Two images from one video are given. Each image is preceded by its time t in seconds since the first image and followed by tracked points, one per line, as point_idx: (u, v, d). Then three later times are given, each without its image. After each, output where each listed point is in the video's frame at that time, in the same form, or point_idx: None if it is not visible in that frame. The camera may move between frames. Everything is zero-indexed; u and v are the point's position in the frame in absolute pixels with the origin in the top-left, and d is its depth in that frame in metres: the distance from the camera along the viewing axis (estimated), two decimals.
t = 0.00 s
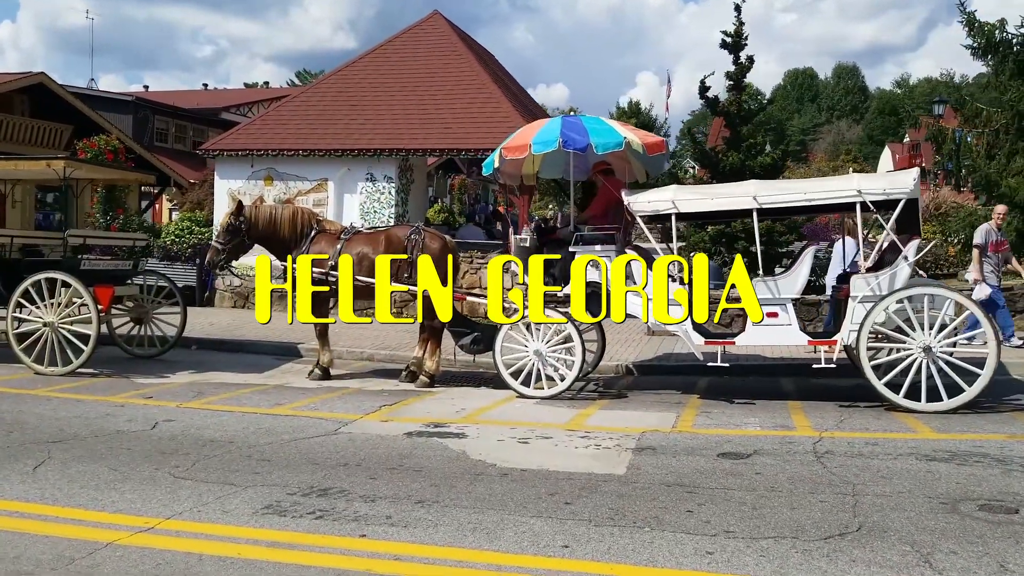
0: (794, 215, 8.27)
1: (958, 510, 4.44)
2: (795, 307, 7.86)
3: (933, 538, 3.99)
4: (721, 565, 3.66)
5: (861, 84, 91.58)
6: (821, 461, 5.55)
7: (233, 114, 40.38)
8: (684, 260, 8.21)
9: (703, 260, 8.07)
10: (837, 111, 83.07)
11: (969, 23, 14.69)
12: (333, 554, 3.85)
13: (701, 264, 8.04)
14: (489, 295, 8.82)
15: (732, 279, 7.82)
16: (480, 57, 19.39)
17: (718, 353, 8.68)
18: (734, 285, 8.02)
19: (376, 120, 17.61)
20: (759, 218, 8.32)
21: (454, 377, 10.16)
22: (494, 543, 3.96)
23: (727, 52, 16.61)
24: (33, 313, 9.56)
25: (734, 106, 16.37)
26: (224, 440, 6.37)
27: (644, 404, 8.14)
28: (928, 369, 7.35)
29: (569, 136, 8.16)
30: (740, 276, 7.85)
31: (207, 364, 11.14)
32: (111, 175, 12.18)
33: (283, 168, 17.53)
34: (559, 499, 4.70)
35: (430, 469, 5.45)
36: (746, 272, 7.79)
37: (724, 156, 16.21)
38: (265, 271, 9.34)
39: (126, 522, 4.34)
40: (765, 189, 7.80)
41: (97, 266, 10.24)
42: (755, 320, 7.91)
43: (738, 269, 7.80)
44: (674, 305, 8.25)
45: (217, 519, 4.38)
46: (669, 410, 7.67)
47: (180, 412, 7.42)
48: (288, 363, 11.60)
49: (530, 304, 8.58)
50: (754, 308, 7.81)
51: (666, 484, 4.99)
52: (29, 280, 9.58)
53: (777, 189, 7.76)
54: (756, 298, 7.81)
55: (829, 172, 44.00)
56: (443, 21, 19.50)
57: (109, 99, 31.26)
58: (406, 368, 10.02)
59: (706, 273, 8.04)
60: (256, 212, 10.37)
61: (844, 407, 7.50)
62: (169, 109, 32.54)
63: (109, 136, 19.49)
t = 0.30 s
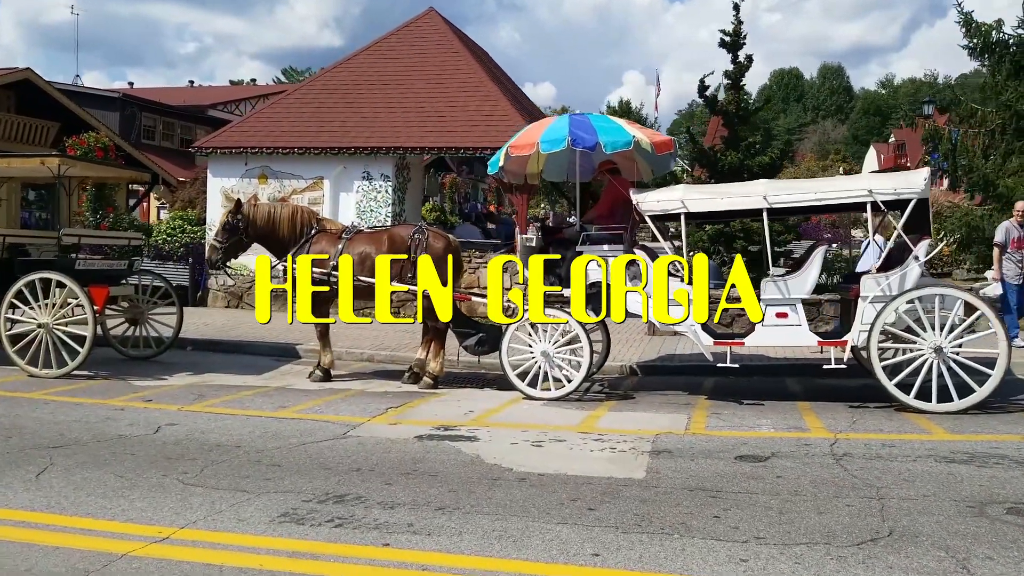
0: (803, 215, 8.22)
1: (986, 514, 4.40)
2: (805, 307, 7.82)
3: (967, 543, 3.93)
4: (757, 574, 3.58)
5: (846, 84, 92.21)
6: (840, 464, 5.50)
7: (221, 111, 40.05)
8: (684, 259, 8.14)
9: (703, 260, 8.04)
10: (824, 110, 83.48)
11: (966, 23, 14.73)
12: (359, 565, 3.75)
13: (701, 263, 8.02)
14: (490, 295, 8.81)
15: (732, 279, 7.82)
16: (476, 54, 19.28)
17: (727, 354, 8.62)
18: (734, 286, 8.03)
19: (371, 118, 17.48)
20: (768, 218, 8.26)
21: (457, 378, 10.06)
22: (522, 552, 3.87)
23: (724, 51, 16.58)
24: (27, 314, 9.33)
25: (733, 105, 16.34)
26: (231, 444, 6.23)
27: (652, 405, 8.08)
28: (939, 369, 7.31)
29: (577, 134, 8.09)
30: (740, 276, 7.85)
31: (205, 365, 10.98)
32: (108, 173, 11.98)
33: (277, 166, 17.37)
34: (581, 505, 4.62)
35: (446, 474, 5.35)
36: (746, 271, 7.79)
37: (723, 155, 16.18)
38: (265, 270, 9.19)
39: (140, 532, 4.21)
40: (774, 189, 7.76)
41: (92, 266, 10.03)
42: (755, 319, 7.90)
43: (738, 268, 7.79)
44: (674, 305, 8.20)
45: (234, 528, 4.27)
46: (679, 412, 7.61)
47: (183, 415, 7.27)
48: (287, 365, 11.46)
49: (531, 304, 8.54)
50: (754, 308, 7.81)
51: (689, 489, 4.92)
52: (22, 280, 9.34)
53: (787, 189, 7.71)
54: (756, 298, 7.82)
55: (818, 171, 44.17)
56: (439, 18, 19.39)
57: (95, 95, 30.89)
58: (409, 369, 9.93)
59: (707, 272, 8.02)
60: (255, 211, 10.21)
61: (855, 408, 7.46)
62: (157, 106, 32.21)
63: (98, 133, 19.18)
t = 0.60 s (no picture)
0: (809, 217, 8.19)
1: (1011, 520, 4.35)
2: (812, 310, 7.78)
3: (997, 551, 3.88)
4: None
5: (830, 85, 92.93)
6: (857, 469, 5.45)
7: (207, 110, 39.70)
8: (683, 259, 8.13)
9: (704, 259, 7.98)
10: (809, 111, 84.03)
11: (961, 26, 14.79)
12: None
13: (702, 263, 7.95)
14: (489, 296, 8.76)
15: (732, 279, 7.78)
16: (470, 53, 19.17)
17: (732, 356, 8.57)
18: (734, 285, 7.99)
19: (364, 117, 17.33)
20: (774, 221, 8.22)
21: (457, 381, 9.96)
22: (548, 565, 3.78)
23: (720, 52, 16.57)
24: (19, 316, 9.11)
25: (727, 106, 16.46)
26: (235, 451, 6.10)
27: (658, 408, 8.01)
28: (946, 373, 7.27)
29: (583, 135, 8.02)
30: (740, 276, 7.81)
31: (200, 368, 10.82)
32: (100, 172, 11.72)
33: (269, 166, 17.18)
34: (601, 514, 4.54)
35: (460, 482, 5.25)
36: (745, 271, 7.76)
37: (718, 156, 16.16)
38: (265, 270, 9.05)
39: (150, 544, 4.08)
40: (782, 191, 7.70)
41: (85, 267, 9.81)
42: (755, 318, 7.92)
43: (738, 268, 7.74)
44: (674, 305, 8.17)
45: (249, 540, 4.15)
46: (686, 415, 7.56)
47: (182, 420, 7.12)
48: (283, 367, 11.31)
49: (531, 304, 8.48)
50: (754, 308, 7.80)
51: (708, 496, 4.85)
52: (13, 281, 9.10)
53: (794, 191, 7.67)
54: (756, 298, 7.80)
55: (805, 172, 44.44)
56: (431, 16, 19.25)
57: (80, 93, 30.51)
58: (409, 371, 9.83)
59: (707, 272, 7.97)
60: (250, 211, 10.02)
61: (862, 412, 7.43)
62: (143, 104, 31.87)
63: (85, 131, 18.87)
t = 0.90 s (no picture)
0: (821, 217, 8.10)
1: None
2: (825, 311, 7.70)
3: None
4: None
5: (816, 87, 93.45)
6: (882, 474, 5.37)
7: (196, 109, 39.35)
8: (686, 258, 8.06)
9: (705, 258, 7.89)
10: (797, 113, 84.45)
11: (960, 26, 14.81)
12: None
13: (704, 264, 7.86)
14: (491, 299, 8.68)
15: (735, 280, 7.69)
16: (466, 52, 19.01)
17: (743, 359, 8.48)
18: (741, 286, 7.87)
19: (362, 117, 17.16)
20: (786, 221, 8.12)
21: (462, 384, 9.83)
22: None
23: (718, 51, 16.52)
24: (16, 319, 8.91)
25: (727, 105, 16.24)
26: (245, 457, 5.96)
27: (670, 411, 7.91)
28: (962, 374, 7.22)
29: (593, 135, 7.90)
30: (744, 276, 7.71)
31: (199, 371, 10.64)
32: (99, 174, 11.45)
33: (265, 166, 16.98)
34: (631, 521, 4.43)
35: (480, 488, 5.13)
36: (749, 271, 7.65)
37: (718, 157, 16.10)
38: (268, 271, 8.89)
39: (170, 556, 3.94)
40: (794, 192, 7.61)
41: (82, 269, 9.60)
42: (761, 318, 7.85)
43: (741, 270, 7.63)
44: (681, 306, 8.06)
45: (271, 551, 4.01)
46: (700, 419, 7.46)
47: (187, 425, 6.96)
48: (283, 370, 11.12)
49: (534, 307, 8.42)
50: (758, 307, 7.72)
51: (737, 503, 4.75)
52: (10, 283, 8.90)
53: (807, 192, 7.58)
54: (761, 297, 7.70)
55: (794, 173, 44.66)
56: (427, 15, 19.08)
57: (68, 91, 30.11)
58: (413, 375, 9.69)
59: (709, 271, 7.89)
60: (253, 209, 9.83)
61: (878, 415, 7.35)
62: (131, 103, 31.51)
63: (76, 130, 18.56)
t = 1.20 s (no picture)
0: (841, 218, 8.06)
1: None
2: (846, 312, 7.63)
3: None
4: None
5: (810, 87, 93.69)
6: (916, 477, 5.31)
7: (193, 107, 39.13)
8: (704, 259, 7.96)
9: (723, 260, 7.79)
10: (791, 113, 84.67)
11: (967, 25, 14.81)
12: None
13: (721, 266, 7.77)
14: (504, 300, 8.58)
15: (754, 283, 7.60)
16: (470, 50, 18.90)
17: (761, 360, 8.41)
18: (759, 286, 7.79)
19: (365, 115, 17.03)
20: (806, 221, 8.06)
21: (474, 385, 9.73)
22: None
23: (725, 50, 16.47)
24: (23, 319, 8.77)
25: (733, 105, 16.16)
26: (266, 460, 5.85)
27: (689, 413, 7.84)
28: (986, 376, 7.17)
29: (612, 133, 7.85)
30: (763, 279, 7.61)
31: (207, 372, 10.52)
32: (106, 171, 11.24)
33: (268, 164, 16.85)
34: (669, 528, 4.36)
35: (512, 493, 5.05)
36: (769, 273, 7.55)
37: (724, 156, 16.06)
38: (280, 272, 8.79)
39: (204, 565, 3.85)
40: (816, 192, 7.56)
41: (90, 269, 9.47)
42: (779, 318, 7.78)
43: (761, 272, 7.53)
44: (700, 307, 7.98)
45: (308, 560, 3.92)
46: (720, 420, 7.39)
47: (203, 428, 6.85)
48: (291, 370, 11.01)
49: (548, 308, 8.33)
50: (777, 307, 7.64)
51: (775, 508, 4.68)
52: (17, 283, 8.77)
53: (828, 192, 7.54)
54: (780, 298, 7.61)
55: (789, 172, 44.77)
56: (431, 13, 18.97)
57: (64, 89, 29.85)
58: (424, 376, 9.58)
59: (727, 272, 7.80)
60: (264, 208, 9.72)
61: (900, 417, 7.30)
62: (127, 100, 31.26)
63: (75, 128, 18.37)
